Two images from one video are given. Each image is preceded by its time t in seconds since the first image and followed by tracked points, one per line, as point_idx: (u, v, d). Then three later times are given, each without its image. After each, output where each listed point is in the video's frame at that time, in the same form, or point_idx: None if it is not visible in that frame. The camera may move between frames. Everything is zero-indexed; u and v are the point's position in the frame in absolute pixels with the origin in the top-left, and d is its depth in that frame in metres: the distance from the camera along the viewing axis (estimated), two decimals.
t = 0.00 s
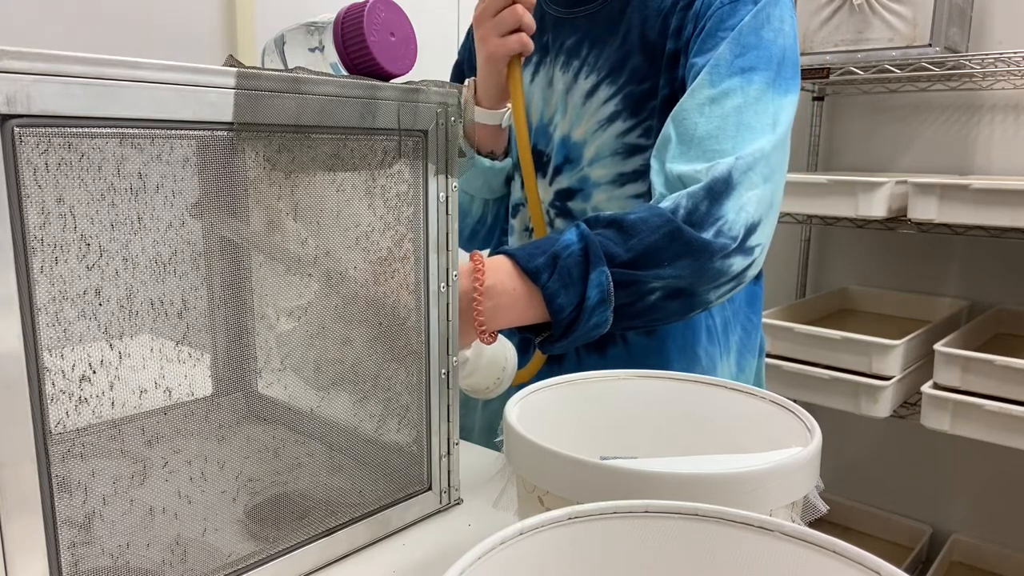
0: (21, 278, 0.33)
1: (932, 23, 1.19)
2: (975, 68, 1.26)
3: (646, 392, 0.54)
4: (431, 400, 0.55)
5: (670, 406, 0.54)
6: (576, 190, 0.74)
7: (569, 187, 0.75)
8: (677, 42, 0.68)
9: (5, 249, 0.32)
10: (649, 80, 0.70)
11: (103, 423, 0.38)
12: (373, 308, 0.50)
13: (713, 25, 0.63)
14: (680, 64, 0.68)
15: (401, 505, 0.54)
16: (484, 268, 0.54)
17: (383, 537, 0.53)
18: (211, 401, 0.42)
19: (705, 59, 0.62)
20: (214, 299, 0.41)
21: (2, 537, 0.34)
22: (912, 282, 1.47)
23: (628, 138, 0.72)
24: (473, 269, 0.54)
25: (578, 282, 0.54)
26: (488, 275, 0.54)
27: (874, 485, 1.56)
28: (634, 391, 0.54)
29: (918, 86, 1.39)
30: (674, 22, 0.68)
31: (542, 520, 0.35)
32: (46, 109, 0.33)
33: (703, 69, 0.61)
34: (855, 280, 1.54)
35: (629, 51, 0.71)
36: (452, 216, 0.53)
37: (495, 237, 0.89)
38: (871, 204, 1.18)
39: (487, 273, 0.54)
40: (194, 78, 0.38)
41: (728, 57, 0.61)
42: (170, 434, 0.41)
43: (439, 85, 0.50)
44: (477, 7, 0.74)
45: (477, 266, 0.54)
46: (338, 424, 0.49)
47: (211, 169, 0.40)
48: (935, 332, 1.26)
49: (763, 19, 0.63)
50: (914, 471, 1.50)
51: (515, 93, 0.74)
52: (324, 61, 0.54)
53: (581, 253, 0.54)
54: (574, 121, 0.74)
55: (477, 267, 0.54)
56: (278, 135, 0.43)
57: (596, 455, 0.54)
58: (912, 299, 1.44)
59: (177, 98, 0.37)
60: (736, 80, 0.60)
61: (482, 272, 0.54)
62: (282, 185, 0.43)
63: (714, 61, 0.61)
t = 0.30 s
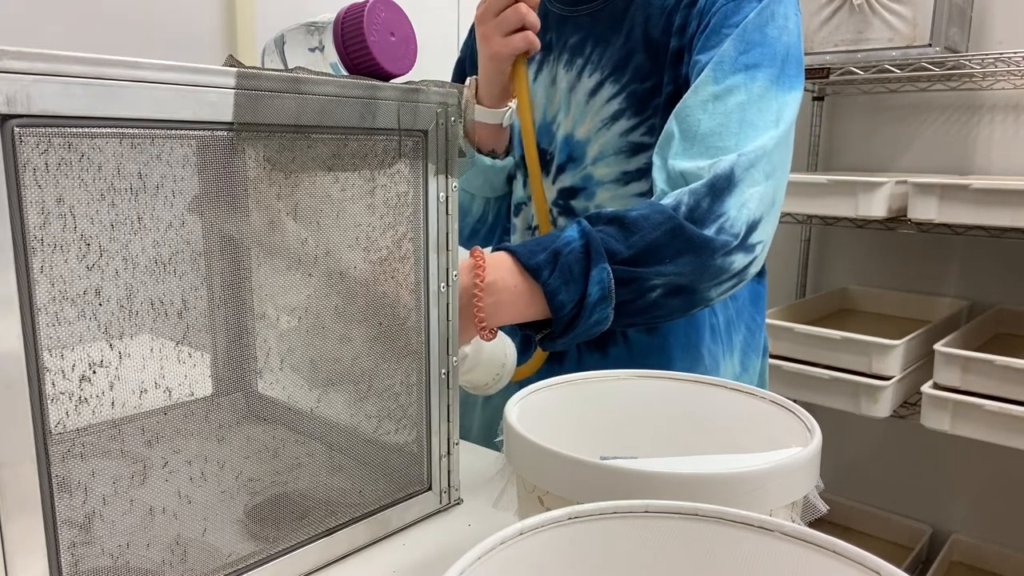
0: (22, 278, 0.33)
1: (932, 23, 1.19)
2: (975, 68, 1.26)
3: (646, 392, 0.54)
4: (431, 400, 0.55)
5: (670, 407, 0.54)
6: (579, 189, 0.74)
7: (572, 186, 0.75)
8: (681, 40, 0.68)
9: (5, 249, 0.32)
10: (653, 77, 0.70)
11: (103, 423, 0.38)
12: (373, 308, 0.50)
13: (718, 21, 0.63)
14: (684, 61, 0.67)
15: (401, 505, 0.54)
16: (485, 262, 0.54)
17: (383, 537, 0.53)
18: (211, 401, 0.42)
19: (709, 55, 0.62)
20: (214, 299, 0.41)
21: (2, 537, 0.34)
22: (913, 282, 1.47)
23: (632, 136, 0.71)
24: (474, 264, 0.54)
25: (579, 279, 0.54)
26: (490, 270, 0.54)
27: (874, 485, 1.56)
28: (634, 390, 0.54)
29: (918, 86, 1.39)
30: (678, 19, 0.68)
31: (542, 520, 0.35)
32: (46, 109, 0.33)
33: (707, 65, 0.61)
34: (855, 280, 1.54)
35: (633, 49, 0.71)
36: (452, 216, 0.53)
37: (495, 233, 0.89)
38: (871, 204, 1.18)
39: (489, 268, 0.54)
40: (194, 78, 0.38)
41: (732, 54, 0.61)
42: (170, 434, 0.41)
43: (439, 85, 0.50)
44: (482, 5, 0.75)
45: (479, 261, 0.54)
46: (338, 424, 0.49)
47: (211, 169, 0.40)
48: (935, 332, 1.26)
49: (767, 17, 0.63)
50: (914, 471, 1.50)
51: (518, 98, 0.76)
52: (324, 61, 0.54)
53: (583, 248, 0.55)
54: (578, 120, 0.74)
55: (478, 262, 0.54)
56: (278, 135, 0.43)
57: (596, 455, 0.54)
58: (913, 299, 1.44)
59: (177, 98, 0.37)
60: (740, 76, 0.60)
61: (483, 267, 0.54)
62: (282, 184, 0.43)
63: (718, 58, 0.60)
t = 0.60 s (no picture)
0: (22, 278, 0.33)
1: (932, 23, 1.19)
2: (975, 68, 1.26)
3: (646, 392, 0.54)
4: (431, 400, 0.55)
5: (669, 407, 0.54)
6: (590, 192, 0.74)
7: (583, 189, 0.74)
8: (691, 40, 0.67)
9: (5, 249, 0.32)
10: (662, 79, 0.69)
11: (103, 423, 0.38)
12: (374, 308, 0.50)
13: (728, 22, 0.62)
14: (693, 62, 0.66)
15: (401, 505, 0.54)
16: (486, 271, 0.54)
17: (383, 537, 0.53)
18: (211, 401, 0.42)
19: (718, 57, 0.61)
20: (214, 299, 0.41)
21: (2, 537, 0.34)
22: (913, 283, 1.47)
23: (644, 139, 0.71)
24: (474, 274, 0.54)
25: (579, 289, 0.53)
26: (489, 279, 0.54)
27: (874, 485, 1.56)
28: (634, 390, 0.54)
29: (918, 86, 1.39)
30: (688, 19, 0.67)
31: (542, 520, 0.35)
32: (46, 109, 0.33)
33: (716, 67, 0.60)
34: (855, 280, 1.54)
35: (643, 50, 0.70)
36: (452, 216, 0.53)
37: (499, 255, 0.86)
38: (871, 204, 1.18)
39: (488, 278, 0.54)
40: (194, 78, 0.38)
41: (741, 56, 0.60)
42: (170, 434, 0.41)
43: (439, 85, 0.50)
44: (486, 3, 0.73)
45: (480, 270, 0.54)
46: (338, 424, 0.49)
47: (211, 169, 0.40)
48: (935, 332, 1.26)
49: (778, 17, 0.62)
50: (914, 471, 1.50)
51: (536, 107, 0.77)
52: (324, 61, 0.54)
53: (584, 258, 0.54)
54: (590, 121, 0.73)
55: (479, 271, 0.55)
56: (278, 135, 0.43)
57: (596, 455, 0.54)
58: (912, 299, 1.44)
59: (178, 98, 0.37)
60: (748, 79, 0.59)
61: (483, 276, 0.54)
62: (282, 184, 0.43)
63: (727, 60, 0.60)
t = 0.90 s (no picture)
0: (22, 278, 0.33)
1: (932, 23, 1.19)
2: (975, 68, 1.26)
3: (646, 392, 0.54)
4: (431, 401, 0.55)
5: (668, 407, 0.54)
6: (603, 206, 0.72)
7: (597, 202, 0.72)
8: (695, 51, 0.64)
9: (5, 249, 0.32)
10: (669, 88, 0.67)
11: (103, 423, 0.38)
12: (373, 308, 0.50)
13: (730, 35, 0.58)
14: (697, 77, 0.64)
15: (401, 505, 0.54)
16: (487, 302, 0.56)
17: (383, 538, 0.53)
18: (211, 401, 0.42)
19: (719, 75, 0.58)
20: (214, 299, 0.41)
21: (2, 537, 0.34)
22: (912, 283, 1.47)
23: (653, 151, 0.68)
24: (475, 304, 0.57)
25: (571, 323, 0.56)
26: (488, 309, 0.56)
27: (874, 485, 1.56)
28: (634, 390, 0.54)
29: (918, 87, 1.39)
30: (692, 28, 0.64)
31: (542, 521, 0.35)
32: (46, 109, 0.33)
33: (717, 87, 0.57)
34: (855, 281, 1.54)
35: (649, 61, 0.67)
36: (452, 216, 0.53)
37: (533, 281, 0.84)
38: (871, 204, 1.18)
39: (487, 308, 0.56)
40: (194, 78, 0.38)
41: (742, 75, 0.56)
42: (170, 434, 0.41)
43: (439, 84, 0.50)
44: None
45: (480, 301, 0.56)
46: (338, 424, 0.49)
47: (211, 169, 0.40)
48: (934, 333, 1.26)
49: (783, 28, 0.57)
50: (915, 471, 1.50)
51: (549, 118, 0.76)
52: (324, 61, 0.54)
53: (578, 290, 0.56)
54: (602, 133, 0.71)
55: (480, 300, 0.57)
56: (278, 135, 0.43)
57: (596, 455, 0.54)
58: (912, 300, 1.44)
59: (177, 98, 0.37)
60: (750, 99, 0.56)
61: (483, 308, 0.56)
62: (282, 184, 0.43)
63: (727, 80, 0.56)
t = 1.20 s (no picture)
0: (22, 278, 0.33)
1: (932, 22, 1.19)
2: (975, 68, 1.26)
3: (646, 392, 0.54)
4: (431, 401, 0.55)
5: (668, 407, 0.54)
6: (598, 207, 0.72)
7: (593, 202, 0.73)
8: (695, 70, 0.64)
9: (5, 249, 0.32)
10: (668, 100, 0.67)
11: (103, 423, 0.38)
12: (373, 308, 0.50)
13: (727, 60, 0.58)
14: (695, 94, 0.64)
15: (401, 505, 0.54)
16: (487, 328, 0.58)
17: (383, 538, 0.53)
18: (211, 401, 0.42)
19: (715, 99, 0.58)
20: (213, 299, 0.41)
21: (2, 537, 0.34)
22: (912, 283, 1.47)
23: (646, 157, 0.69)
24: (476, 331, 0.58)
25: (566, 347, 0.57)
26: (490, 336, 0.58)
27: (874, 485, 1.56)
28: (634, 391, 0.54)
29: (918, 87, 1.39)
30: (692, 47, 0.64)
31: (542, 520, 0.35)
32: (46, 109, 0.33)
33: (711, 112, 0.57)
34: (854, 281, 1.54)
35: (652, 70, 0.67)
36: (452, 215, 0.53)
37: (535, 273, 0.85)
38: (871, 204, 1.18)
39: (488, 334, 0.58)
40: (194, 78, 0.38)
41: (735, 103, 0.56)
42: (170, 434, 0.41)
43: (439, 84, 0.50)
44: None
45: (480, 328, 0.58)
46: (338, 424, 0.49)
47: (211, 169, 0.40)
48: (934, 333, 1.26)
49: (779, 58, 0.57)
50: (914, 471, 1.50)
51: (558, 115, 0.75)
52: (324, 61, 0.54)
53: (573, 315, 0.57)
54: (603, 134, 0.70)
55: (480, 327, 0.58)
56: (279, 135, 0.43)
57: (596, 455, 0.54)
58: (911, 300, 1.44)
59: (178, 98, 0.37)
60: (742, 127, 0.56)
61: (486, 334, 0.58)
62: (282, 184, 0.43)
63: (721, 107, 0.56)
